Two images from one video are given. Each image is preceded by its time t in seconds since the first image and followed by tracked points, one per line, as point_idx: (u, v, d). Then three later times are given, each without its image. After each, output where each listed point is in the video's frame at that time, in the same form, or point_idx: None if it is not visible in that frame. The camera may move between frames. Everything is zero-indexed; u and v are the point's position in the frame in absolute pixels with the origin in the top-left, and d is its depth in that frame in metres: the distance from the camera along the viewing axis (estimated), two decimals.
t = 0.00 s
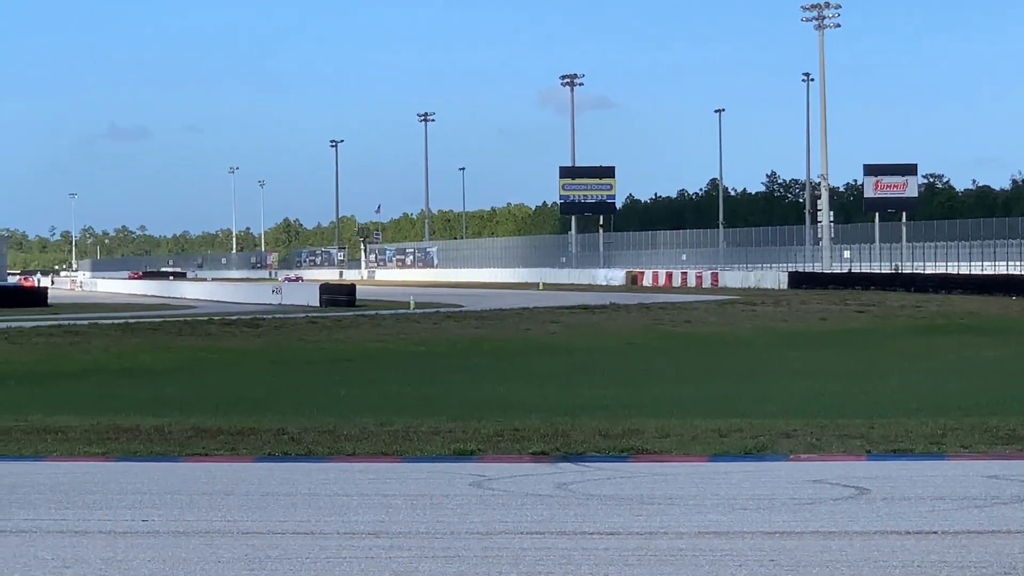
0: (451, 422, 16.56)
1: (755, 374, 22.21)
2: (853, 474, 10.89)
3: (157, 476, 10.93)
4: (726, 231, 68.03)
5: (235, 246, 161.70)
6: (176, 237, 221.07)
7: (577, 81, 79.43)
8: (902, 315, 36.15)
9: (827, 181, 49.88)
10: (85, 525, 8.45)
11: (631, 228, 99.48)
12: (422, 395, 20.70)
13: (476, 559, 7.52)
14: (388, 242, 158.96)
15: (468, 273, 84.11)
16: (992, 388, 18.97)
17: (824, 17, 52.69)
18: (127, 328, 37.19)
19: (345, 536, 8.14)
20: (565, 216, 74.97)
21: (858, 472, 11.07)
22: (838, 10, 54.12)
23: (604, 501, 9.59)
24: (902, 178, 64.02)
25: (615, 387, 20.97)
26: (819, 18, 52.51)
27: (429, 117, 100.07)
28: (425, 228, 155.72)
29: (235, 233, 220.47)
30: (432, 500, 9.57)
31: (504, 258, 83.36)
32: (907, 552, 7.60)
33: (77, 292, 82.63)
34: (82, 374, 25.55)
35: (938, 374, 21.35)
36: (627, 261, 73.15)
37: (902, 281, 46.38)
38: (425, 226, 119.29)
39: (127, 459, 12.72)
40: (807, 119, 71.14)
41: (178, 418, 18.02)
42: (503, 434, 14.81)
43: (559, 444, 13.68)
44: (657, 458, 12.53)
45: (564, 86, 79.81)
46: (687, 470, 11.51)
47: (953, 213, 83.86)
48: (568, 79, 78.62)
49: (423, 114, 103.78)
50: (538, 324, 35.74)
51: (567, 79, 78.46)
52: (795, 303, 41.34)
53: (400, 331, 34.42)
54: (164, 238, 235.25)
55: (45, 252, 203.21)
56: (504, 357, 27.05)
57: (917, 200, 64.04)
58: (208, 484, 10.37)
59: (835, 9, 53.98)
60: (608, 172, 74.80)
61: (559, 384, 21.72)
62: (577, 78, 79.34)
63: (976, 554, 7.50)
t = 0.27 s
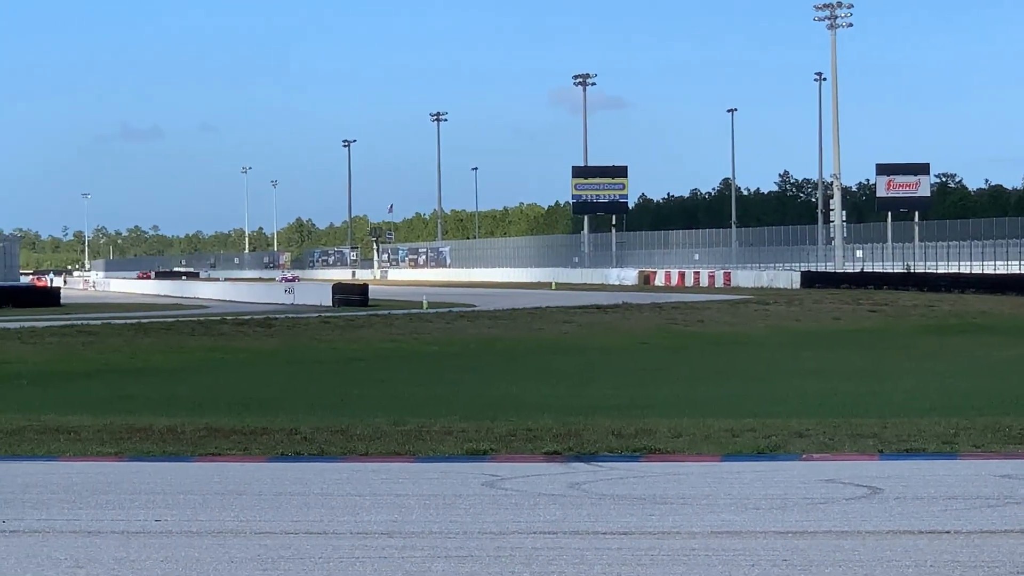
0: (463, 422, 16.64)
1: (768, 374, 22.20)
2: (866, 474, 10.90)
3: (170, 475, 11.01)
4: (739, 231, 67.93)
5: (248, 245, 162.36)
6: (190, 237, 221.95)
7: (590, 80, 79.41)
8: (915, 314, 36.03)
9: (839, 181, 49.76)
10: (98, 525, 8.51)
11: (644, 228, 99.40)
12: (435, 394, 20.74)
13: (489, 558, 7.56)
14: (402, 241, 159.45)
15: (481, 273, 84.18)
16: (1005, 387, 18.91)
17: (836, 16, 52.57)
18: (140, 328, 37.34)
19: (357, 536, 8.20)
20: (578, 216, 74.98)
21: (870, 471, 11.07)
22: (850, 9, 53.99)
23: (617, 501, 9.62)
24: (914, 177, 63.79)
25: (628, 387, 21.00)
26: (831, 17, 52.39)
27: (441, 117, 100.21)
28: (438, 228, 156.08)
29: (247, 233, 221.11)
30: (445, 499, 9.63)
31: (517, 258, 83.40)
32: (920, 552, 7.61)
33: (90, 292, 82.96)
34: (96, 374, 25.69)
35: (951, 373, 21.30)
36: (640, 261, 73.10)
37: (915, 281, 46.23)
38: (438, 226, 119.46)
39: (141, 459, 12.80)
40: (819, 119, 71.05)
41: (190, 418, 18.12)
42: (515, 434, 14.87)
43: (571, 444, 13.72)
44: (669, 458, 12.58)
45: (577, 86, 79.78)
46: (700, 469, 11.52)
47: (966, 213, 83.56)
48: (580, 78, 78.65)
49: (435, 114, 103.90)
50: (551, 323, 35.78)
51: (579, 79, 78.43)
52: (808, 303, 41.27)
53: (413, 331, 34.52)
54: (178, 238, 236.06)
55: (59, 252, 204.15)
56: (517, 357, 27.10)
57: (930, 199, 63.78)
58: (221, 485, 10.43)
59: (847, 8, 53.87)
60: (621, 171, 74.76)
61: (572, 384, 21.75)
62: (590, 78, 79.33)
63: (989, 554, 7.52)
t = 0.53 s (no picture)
0: (472, 420, 16.65)
1: (776, 373, 22.17)
2: (874, 473, 10.90)
3: (177, 474, 11.03)
4: (748, 230, 67.85)
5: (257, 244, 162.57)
6: (199, 237, 222.35)
7: (599, 79, 79.38)
8: (923, 313, 35.96)
9: (848, 180, 49.68)
10: (107, 524, 8.54)
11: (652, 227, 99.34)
12: (443, 393, 20.76)
13: (497, 557, 7.58)
14: (410, 240, 159.59)
15: (489, 272, 84.19)
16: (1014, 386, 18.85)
17: (845, 14, 52.48)
18: (148, 328, 37.43)
19: (365, 535, 8.22)
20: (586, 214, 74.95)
21: (879, 470, 11.06)
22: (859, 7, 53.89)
23: (626, 500, 9.63)
24: (923, 175, 63.64)
25: (637, 386, 20.99)
26: (840, 16, 52.31)
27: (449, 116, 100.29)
28: (447, 227, 156.19)
29: (256, 232, 221.55)
30: (454, 498, 9.66)
31: (526, 257, 83.42)
32: (928, 551, 7.62)
33: (99, 291, 83.17)
34: (104, 373, 25.76)
35: (960, 372, 21.25)
36: (648, 260, 73.06)
37: (923, 279, 46.13)
38: (447, 225, 119.50)
39: (148, 458, 12.83)
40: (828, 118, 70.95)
41: (198, 416, 18.17)
42: (523, 432, 14.89)
43: (580, 443, 13.73)
44: (678, 457, 12.58)
45: (585, 84, 79.74)
46: (708, 468, 11.52)
47: (975, 211, 83.40)
48: (589, 76, 78.66)
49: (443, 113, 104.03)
50: (559, 322, 35.78)
51: (588, 77, 78.42)
52: (817, 302, 41.20)
53: (421, 330, 34.55)
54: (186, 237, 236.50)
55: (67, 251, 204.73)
56: (525, 356, 27.10)
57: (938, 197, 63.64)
58: (229, 483, 10.47)
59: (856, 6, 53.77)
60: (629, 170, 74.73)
61: (581, 382, 21.75)
62: (598, 76, 79.31)
63: (998, 553, 7.53)
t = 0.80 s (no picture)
0: (480, 417, 16.70)
1: (784, 369, 22.17)
2: (883, 469, 10.91)
3: (185, 471, 11.08)
4: (756, 227, 67.77)
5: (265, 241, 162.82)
6: (208, 233, 222.81)
7: (607, 75, 79.34)
8: (932, 310, 35.90)
9: (856, 176, 49.59)
10: (115, 521, 8.59)
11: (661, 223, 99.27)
12: (452, 390, 20.80)
13: (505, 554, 7.62)
14: (419, 237, 159.73)
15: (497, 268, 84.22)
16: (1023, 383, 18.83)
17: (853, 10, 52.37)
18: (157, 324, 37.53)
19: (373, 532, 8.27)
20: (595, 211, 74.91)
21: (887, 467, 11.06)
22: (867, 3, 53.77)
23: (634, 496, 9.66)
24: (931, 172, 63.49)
25: (645, 382, 21.01)
26: (848, 12, 52.20)
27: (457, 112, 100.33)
28: (455, 223, 156.32)
29: (264, 228, 221.87)
30: (462, 495, 9.70)
31: (534, 253, 83.46)
32: (936, 547, 7.64)
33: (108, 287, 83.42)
34: (113, 369, 25.86)
35: (968, 369, 21.23)
36: (656, 256, 73.03)
37: (931, 276, 46.04)
38: (455, 221, 119.58)
39: (156, 454, 12.89)
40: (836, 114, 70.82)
41: (207, 413, 18.24)
42: (532, 429, 14.92)
43: (588, 440, 13.76)
44: (686, 453, 12.61)
45: (593, 80, 79.69)
46: (716, 465, 11.52)
47: (983, 208, 83.20)
48: (597, 72, 78.61)
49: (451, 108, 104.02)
50: (567, 318, 35.80)
51: (596, 73, 78.39)
52: (825, 298, 41.15)
53: (429, 326, 34.59)
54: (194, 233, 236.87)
55: (76, 247, 205.35)
56: (534, 352, 27.13)
57: (947, 194, 63.49)
58: (238, 480, 10.52)
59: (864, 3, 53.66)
60: (637, 166, 74.68)
61: (589, 379, 21.77)
62: (607, 72, 79.27)
63: (1007, 549, 7.54)
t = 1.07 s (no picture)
0: (490, 411, 16.78)
1: (794, 364, 22.19)
2: (893, 464, 10.93)
3: (195, 466, 11.16)
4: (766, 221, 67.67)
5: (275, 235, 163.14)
6: (219, 228, 223.35)
7: (617, 69, 79.26)
8: (942, 304, 35.85)
9: (866, 171, 49.49)
10: (125, 515, 8.65)
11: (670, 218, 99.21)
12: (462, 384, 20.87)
13: (515, 548, 7.67)
14: (428, 232, 159.91)
15: (507, 263, 84.26)
16: None
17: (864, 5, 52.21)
18: (167, 318, 37.67)
19: (383, 526, 8.32)
20: (605, 205, 74.88)
21: (895, 461, 11.09)
22: None
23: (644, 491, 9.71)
24: (941, 167, 63.33)
25: (654, 377, 21.05)
26: (859, 7, 52.04)
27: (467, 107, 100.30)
28: (465, 218, 156.49)
29: (274, 223, 222.13)
30: (472, 489, 9.76)
31: (544, 248, 83.47)
32: (946, 542, 7.67)
33: (118, 281, 83.64)
34: (124, 363, 26.00)
35: (978, 364, 21.22)
36: (666, 251, 73.00)
37: (941, 271, 45.94)
38: (465, 215, 119.61)
39: (166, 449, 12.97)
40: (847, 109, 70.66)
41: (218, 407, 18.33)
42: (541, 424, 14.97)
43: (598, 434, 13.80)
44: (696, 448, 12.65)
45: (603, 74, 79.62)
46: (725, 459, 11.55)
47: (994, 202, 82.98)
48: (607, 67, 78.55)
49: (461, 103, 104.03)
50: (577, 313, 35.84)
51: (607, 68, 78.33)
52: (835, 293, 41.10)
53: (439, 321, 34.67)
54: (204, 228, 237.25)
55: (86, 241, 205.92)
56: (544, 347, 27.18)
57: (957, 189, 63.32)
58: (248, 474, 10.60)
59: None
60: (648, 161, 74.61)
61: (599, 373, 21.82)
62: (617, 67, 79.19)
63: (1016, 544, 7.56)
